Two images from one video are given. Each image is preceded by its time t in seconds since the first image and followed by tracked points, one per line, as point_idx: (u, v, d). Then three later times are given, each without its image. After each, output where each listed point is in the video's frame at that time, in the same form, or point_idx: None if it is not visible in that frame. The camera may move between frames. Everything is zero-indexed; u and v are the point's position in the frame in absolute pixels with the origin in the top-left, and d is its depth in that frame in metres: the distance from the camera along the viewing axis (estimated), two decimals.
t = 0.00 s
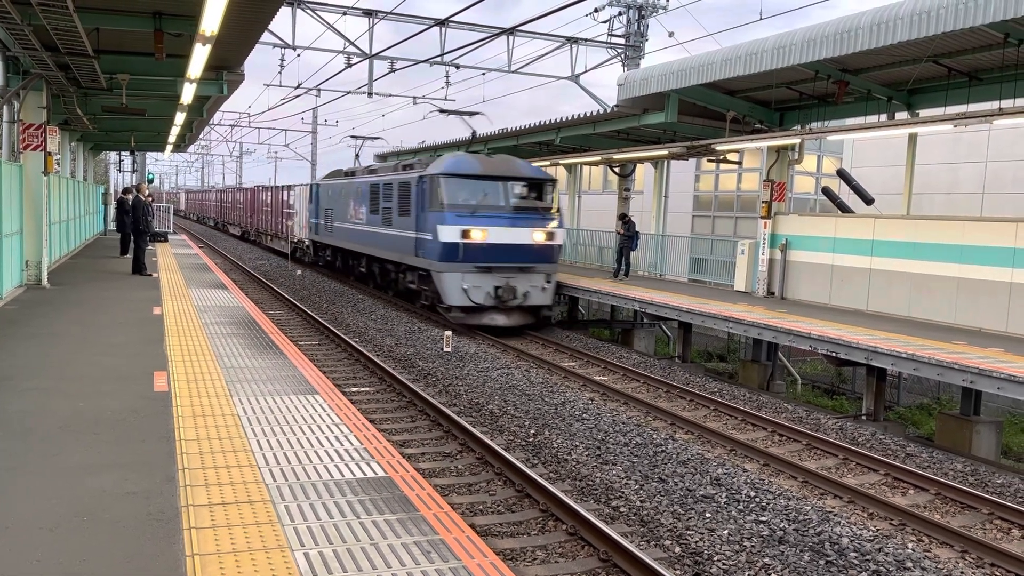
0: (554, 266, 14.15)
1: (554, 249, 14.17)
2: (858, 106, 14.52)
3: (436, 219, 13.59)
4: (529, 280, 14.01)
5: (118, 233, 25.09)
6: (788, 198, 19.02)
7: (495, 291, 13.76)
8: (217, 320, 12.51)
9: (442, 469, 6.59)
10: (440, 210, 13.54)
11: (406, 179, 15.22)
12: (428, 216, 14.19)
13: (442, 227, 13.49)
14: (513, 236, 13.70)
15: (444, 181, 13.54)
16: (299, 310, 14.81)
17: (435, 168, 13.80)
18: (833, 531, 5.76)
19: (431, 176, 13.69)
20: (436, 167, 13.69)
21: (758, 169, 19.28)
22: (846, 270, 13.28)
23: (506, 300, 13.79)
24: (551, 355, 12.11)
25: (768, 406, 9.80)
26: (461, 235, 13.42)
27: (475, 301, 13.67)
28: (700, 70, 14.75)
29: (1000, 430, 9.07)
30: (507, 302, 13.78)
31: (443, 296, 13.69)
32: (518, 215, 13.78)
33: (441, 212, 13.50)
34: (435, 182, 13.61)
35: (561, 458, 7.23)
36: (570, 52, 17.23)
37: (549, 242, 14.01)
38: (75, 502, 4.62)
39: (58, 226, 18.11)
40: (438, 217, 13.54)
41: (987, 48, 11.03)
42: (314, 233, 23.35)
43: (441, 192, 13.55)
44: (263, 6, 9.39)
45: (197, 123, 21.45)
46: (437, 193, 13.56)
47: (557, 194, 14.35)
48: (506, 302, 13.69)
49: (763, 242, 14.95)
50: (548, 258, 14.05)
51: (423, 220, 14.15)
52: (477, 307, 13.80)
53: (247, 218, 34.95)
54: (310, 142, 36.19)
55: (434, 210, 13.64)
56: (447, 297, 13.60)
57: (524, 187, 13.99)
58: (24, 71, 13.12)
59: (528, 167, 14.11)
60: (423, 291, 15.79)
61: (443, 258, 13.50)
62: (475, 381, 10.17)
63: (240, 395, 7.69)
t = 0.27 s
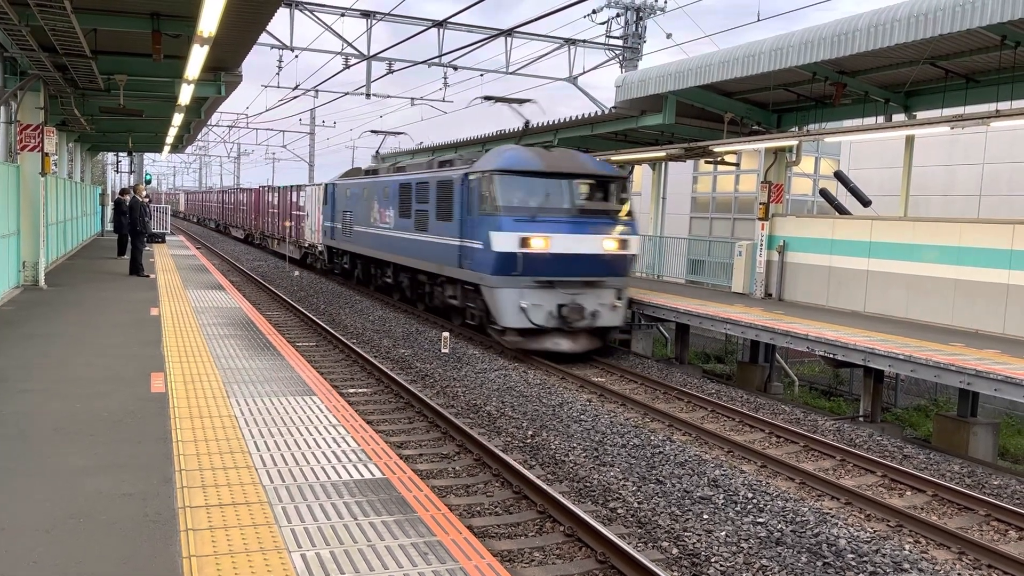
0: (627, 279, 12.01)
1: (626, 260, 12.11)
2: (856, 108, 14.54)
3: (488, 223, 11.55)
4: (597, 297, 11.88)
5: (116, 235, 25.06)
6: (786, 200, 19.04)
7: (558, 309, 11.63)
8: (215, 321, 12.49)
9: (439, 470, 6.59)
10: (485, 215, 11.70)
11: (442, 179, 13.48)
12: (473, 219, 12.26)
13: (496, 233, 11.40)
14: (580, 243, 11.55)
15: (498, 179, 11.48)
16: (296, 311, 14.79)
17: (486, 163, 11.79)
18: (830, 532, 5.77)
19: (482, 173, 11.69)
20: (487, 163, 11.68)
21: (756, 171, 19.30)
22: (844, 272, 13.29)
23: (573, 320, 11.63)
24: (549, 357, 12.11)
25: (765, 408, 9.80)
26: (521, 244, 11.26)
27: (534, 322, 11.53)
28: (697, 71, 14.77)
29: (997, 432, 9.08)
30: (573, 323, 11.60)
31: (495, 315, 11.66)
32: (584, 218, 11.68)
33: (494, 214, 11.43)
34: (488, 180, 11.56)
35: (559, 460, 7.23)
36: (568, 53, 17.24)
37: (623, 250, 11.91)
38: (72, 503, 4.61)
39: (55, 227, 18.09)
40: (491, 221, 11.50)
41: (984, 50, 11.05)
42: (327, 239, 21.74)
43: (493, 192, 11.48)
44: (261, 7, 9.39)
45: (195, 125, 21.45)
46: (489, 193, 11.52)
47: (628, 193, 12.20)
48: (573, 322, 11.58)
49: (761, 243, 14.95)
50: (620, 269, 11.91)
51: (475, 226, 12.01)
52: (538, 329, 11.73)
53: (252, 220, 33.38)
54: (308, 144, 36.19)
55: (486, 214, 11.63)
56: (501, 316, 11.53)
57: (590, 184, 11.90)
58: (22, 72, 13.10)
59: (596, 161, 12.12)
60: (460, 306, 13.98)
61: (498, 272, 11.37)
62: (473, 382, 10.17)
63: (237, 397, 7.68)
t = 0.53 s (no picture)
0: (729, 299, 10.25)
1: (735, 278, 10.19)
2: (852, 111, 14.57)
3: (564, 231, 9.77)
4: (696, 322, 10.09)
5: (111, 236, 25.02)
6: (782, 202, 19.09)
7: (653, 338, 9.80)
8: (211, 323, 12.47)
9: (435, 473, 6.58)
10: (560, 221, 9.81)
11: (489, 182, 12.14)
12: (545, 222, 10.27)
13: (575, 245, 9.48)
14: (679, 257, 9.67)
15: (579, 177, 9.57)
16: (293, 313, 14.78)
17: (565, 156, 9.96)
18: (826, 534, 5.78)
19: (564, 168, 9.75)
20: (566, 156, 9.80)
21: (752, 173, 19.35)
22: (840, 274, 13.31)
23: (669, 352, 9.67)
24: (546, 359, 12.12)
25: (761, 410, 9.82)
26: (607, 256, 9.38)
27: (623, 354, 9.71)
28: (694, 74, 14.80)
29: (992, 434, 9.10)
30: (670, 355, 9.70)
31: (574, 347, 9.81)
32: (682, 225, 9.82)
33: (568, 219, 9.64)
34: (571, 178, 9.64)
35: (555, 462, 7.22)
36: (564, 56, 17.25)
37: (728, 266, 10.04)
38: (67, 506, 4.60)
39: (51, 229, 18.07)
40: (556, 232, 9.98)
41: (979, 53, 11.09)
42: (346, 245, 20.26)
43: (572, 192, 9.60)
44: (257, 9, 9.38)
45: (192, 126, 21.42)
46: (567, 193, 9.75)
47: (733, 197, 10.31)
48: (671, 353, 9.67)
49: (757, 246, 14.98)
50: (722, 289, 10.04)
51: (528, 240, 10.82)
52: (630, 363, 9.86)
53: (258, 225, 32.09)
54: (305, 145, 36.18)
55: (563, 218, 9.72)
56: (577, 347, 9.75)
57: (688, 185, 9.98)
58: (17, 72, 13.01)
59: (697, 157, 10.19)
60: (515, 332, 12.80)
61: (566, 292, 9.70)
62: (470, 384, 10.17)
63: (233, 399, 7.66)
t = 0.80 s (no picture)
0: (895, 329, 7.65)
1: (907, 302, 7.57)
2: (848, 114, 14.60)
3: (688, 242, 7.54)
4: (856, 362, 7.57)
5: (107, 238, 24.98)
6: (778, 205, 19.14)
7: (806, 384, 7.29)
8: (207, 325, 12.44)
9: (432, 475, 6.58)
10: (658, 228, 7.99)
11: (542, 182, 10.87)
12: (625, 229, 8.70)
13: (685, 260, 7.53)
14: (843, 278, 7.11)
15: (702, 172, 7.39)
16: (289, 315, 14.76)
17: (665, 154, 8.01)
18: (822, 537, 5.79)
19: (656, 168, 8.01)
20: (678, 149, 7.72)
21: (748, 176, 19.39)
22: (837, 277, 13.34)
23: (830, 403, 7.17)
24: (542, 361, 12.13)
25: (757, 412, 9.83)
26: (751, 277, 6.92)
27: (770, 406, 7.24)
28: (691, 77, 14.84)
29: (987, 437, 9.13)
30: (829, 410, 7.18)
31: (703, 396, 7.39)
32: (844, 234, 7.25)
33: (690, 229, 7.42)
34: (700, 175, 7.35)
35: (552, 464, 7.23)
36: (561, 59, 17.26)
37: (901, 287, 7.43)
38: (63, 508, 4.60)
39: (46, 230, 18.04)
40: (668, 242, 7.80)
41: (974, 57, 11.13)
42: (371, 250, 18.55)
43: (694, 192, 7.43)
44: (254, 11, 9.38)
45: (188, 128, 21.39)
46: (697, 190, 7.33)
47: (896, 196, 7.60)
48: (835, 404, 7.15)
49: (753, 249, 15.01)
50: (890, 316, 7.50)
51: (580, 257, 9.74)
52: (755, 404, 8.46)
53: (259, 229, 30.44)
54: (301, 147, 36.17)
55: (689, 226, 7.42)
56: (707, 397, 7.33)
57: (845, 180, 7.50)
58: (13, 74, 13.05)
59: (855, 146, 7.66)
60: (592, 363, 10.71)
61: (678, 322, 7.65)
62: (466, 387, 10.17)
63: (229, 401, 7.65)
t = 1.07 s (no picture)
0: None
1: None
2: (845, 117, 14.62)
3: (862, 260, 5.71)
4: None
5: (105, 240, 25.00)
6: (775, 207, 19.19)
7: None
8: (205, 327, 12.44)
9: (429, 477, 6.57)
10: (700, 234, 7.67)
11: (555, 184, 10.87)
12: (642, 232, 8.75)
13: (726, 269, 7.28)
14: None
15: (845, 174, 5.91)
16: (287, 317, 14.75)
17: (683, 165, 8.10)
18: (819, 540, 5.79)
19: (689, 174, 7.94)
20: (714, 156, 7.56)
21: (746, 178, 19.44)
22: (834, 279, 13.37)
23: None
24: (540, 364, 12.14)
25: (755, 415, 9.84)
26: None
27: None
28: (688, 79, 14.91)
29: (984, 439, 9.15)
30: None
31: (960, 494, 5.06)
32: None
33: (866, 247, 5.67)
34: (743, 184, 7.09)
35: (549, 467, 7.22)
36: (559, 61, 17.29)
37: None
38: (60, 510, 4.59)
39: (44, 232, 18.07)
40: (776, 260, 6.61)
41: (971, 60, 11.15)
42: (414, 263, 15.76)
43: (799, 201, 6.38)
44: (251, 13, 9.39)
45: (186, 130, 21.42)
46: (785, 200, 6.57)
47: None
48: None
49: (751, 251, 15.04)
50: None
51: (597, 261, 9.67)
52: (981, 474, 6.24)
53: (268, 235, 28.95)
54: (300, 149, 36.22)
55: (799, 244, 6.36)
56: (959, 487, 5.03)
57: None
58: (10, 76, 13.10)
59: None
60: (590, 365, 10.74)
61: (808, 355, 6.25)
62: (463, 389, 10.17)
63: (227, 403, 7.64)
